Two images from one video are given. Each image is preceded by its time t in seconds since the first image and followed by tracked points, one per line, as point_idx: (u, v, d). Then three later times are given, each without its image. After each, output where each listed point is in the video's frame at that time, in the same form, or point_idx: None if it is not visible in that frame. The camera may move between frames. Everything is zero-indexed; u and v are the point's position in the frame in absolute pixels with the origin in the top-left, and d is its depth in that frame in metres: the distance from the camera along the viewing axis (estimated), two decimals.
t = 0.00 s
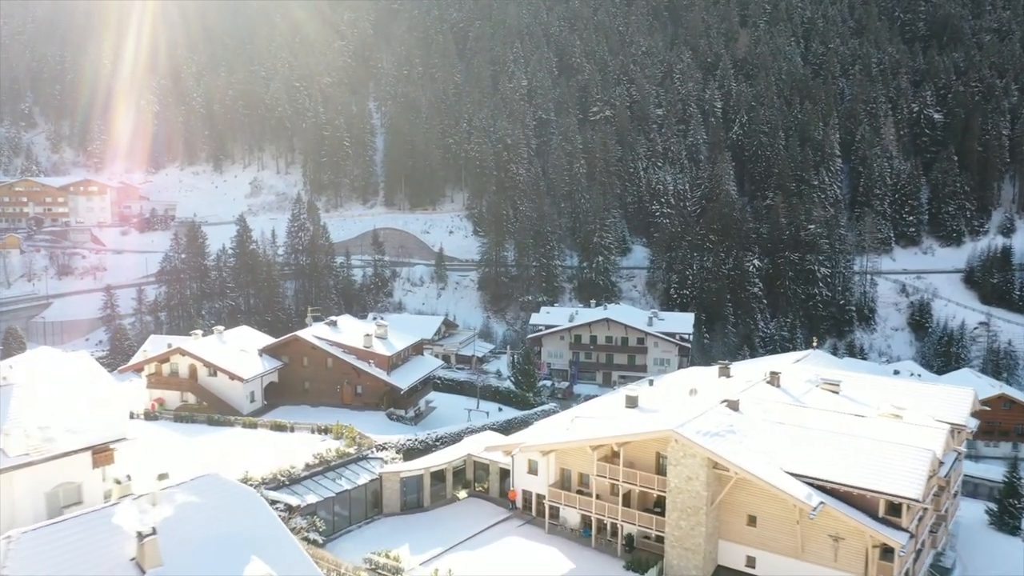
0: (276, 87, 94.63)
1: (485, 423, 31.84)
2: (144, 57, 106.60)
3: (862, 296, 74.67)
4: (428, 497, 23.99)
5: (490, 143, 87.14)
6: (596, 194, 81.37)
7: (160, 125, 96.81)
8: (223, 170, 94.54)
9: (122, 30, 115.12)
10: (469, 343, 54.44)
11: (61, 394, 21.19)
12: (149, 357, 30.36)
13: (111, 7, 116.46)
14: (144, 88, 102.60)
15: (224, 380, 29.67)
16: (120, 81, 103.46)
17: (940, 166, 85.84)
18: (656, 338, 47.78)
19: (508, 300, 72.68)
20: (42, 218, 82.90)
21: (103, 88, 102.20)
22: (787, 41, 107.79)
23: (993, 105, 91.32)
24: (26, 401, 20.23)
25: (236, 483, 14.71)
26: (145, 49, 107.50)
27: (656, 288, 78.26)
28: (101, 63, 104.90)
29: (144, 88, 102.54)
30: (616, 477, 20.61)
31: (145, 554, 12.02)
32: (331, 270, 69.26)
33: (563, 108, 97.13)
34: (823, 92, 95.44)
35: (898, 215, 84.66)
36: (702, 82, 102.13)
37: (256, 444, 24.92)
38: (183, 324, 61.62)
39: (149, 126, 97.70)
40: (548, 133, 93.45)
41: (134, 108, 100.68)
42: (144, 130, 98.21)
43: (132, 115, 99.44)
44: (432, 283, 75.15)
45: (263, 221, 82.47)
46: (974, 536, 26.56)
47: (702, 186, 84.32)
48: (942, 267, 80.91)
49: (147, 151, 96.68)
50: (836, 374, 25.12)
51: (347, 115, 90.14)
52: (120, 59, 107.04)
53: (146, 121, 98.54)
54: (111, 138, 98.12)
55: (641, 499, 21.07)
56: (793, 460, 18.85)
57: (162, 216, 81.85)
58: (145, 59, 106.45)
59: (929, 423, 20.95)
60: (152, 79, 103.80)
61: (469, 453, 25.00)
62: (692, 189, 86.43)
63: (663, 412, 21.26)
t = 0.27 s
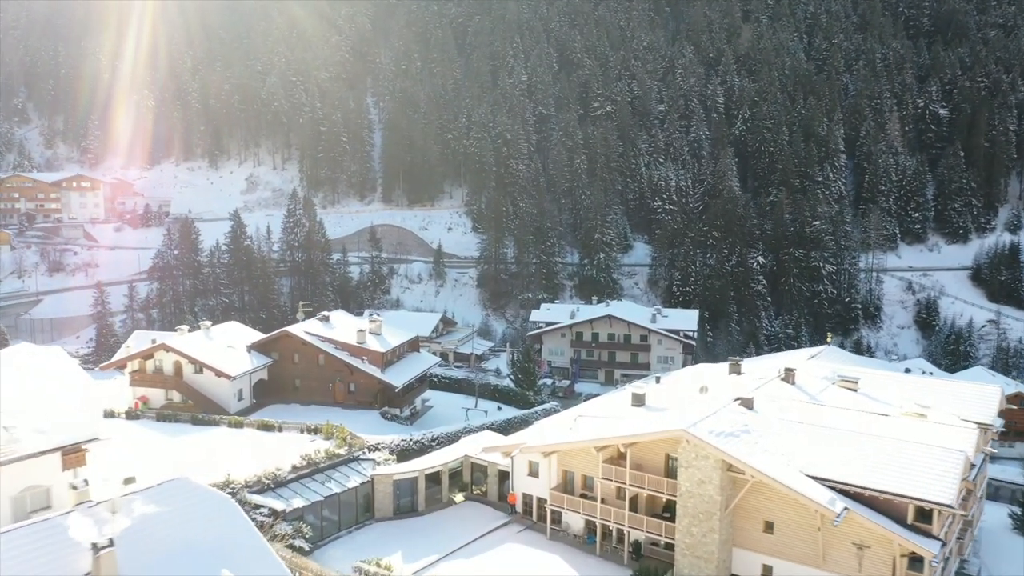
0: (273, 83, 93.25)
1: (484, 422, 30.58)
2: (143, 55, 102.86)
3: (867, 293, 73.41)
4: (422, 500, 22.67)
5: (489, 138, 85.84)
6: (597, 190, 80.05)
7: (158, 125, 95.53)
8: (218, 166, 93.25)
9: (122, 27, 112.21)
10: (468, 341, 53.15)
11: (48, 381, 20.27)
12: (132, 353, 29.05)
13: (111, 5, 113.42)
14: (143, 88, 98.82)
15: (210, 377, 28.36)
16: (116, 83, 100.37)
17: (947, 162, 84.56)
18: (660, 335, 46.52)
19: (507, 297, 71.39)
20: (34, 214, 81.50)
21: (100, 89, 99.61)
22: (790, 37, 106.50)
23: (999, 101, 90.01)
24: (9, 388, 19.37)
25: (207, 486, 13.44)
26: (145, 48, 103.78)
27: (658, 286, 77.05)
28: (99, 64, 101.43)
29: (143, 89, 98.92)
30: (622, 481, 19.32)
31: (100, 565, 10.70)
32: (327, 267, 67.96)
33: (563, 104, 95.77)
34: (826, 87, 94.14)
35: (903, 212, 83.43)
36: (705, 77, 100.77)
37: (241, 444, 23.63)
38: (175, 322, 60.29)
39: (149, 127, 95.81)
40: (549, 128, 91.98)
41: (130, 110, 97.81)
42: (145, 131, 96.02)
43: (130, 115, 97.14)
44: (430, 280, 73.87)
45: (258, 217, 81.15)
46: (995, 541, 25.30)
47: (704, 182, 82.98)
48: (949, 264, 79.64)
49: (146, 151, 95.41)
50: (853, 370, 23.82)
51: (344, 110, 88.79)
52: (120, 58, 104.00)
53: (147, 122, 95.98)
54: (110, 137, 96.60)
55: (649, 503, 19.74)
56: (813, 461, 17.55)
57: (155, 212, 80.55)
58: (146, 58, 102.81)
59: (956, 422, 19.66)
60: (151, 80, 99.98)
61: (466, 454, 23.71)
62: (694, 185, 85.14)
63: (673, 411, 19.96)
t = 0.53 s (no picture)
0: (270, 78, 92.05)
1: (482, 422, 29.31)
2: (144, 54, 100.92)
3: (873, 291, 72.11)
4: (416, 503, 21.40)
5: (489, 133, 84.58)
6: (599, 185, 78.82)
7: (159, 126, 94.37)
8: (214, 162, 91.97)
9: (122, 25, 110.21)
10: (467, 338, 51.92)
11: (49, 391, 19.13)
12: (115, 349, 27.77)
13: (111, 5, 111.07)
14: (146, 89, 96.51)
15: (195, 374, 27.07)
16: (119, 85, 98.51)
17: (953, 158, 83.26)
18: (663, 332, 45.25)
19: (507, 294, 70.09)
20: (26, 210, 80.12)
21: (102, 93, 98.03)
22: (793, 32, 105.28)
23: (1007, 96, 88.72)
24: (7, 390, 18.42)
25: (170, 490, 12.36)
26: (147, 47, 101.61)
27: (661, 283, 75.80)
28: (99, 65, 99.46)
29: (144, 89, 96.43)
30: (629, 484, 18.03)
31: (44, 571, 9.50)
32: (323, 263, 66.69)
33: (564, 99, 94.42)
34: (831, 82, 92.87)
35: (909, 209, 82.16)
36: (707, 73, 99.45)
37: (225, 445, 22.35)
38: (167, 319, 58.95)
39: (149, 128, 94.34)
40: (549, 123, 90.74)
41: (134, 112, 95.58)
42: (147, 132, 94.83)
43: (133, 116, 95.46)
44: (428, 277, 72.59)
45: (254, 213, 79.84)
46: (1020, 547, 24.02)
47: (707, 178, 81.73)
48: (955, 261, 78.35)
49: (145, 151, 93.72)
50: (872, 367, 22.53)
51: (341, 105, 87.57)
52: (122, 60, 101.38)
53: (148, 122, 94.58)
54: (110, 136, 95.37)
55: (659, 508, 18.45)
56: (836, 464, 16.28)
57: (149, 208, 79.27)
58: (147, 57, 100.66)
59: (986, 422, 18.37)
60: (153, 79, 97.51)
61: (463, 456, 22.44)
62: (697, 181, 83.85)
63: (683, 411, 18.69)
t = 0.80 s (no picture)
0: (267, 72, 91.71)
1: (480, 421, 28.07)
2: (145, 54, 96.91)
3: (879, 288, 70.88)
4: (409, 507, 20.14)
5: (488, 128, 83.28)
6: (600, 181, 77.45)
7: (160, 126, 91.20)
8: (209, 157, 90.63)
9: (121, 23, 105.73)
10: (465, 336, 50.62)
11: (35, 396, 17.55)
12: (95, 345, 26.48)
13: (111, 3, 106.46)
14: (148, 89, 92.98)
15: (179, 371, 25.78)
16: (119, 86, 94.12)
17: (959, 154, 82.05)
18: (667, 329, 43.98)
19: (507, 292, 68.72)
20: (17, 206, 78.65)
21: (101, 95, 93.44)
22: (796, 27, 104.00)
23: (1013, 91, 87.51)
24: None
25: (130, 495, 11.31)
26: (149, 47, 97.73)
27: (663, 281, 74.52)
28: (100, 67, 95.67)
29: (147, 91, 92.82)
30: (637, 488, 16.77)
31: None
32: (319, 260, 65.36)
33: (565, 94, 93.05)
34: (835, 78, 91.61)
35: (914, 206, 80.96)
36: (709, 68, 98.13)
37: (207, 445, 21.10)
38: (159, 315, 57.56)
39: (149, 127, 91.54)
40: (550, 119, 89.31)
41: (135, 112, 92.02)
42: (146, 131, 91.69)
43: (133, 115, 92.14)
44: (426, 274, 71.29)
45: (249, 210, 78.50)
46: None
47: (710, 174, 80.43)
48: (961, 258, 77.15)
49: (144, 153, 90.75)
50: (893, 363, 21.26)
51: (337, 100, 86.76)
52: (121, 65, 96.72)
53: (148, 122, 91.79)
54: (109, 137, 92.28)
55: (669, 513, 17.22)
56: (861, 466, 15.04)
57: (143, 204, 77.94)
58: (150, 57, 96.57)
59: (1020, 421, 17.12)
60: (154, 81, 93.73)
61: (459, 457, 21.16)
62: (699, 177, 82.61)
63: (695, 409, 17.42)
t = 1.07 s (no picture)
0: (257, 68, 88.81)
1: (478, 420, 26.83)
2: (146, 51, 96.05)
3: (885, 286, 69.59)
4: (401, 513, 18.90)
5: (487, 123, 82.05)
6: (601, 177, 76.26)
7: (159, 124, 91.37)
8: (204, 153, 89.37)
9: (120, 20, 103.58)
10: (463, 333, 49.43)
11: None
12: (74, 340, 25.26)
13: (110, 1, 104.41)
14: (147, 87, 93.56)
15: (161, 367, 24.56)
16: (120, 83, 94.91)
17: (965, 149, 80.77)
18: (671, 326, 42.75)
19: (506, 289, 67.46)
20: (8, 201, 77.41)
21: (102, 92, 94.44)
22: (799, 22, 102.80)
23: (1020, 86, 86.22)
24: None
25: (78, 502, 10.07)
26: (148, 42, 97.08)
27: (665, 278, 73.31)
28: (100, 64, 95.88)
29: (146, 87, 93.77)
30: (646, 492, 15.53)
31: None
32: (314, 256, 64.12)
33: (565, 89, 91.84)
34: (838, 73, 90.37)
35: (919, 202, 79.68)
36: (711, 63, 96.90)
37: (187, 445, 19.86)
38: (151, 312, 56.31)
39: (149, 127, 91.82)
40: (550, 115, 88.13)
41: (135, 110, 92.43)
42: (147, 130, 91.96)
43: (133, 114, 92.39)
44: (424, 271, 70.05)
45: (244, 206, 77.25)
46: None
47: (713, 170, 79.24)
48: (968, 256, 75.84)
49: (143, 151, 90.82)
50: (916, 359, 20.01)
51: (334, 95, 85.44)
52: (123, 59, 97.35)
53: (148, 122, 92.18)
54: (109, 136, 92.16)
55: (681, 519, 15.98)
56: (891, 468, 13.81)
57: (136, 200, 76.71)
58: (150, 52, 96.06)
59: None
60: (154, 75, 94.54)
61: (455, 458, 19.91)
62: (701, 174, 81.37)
63: (708, 408, 16.19)
